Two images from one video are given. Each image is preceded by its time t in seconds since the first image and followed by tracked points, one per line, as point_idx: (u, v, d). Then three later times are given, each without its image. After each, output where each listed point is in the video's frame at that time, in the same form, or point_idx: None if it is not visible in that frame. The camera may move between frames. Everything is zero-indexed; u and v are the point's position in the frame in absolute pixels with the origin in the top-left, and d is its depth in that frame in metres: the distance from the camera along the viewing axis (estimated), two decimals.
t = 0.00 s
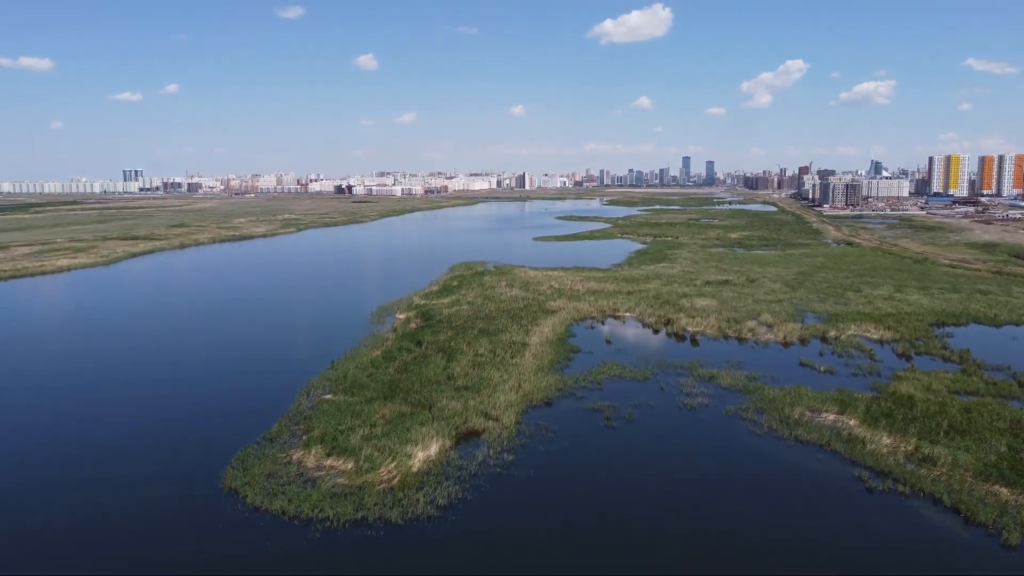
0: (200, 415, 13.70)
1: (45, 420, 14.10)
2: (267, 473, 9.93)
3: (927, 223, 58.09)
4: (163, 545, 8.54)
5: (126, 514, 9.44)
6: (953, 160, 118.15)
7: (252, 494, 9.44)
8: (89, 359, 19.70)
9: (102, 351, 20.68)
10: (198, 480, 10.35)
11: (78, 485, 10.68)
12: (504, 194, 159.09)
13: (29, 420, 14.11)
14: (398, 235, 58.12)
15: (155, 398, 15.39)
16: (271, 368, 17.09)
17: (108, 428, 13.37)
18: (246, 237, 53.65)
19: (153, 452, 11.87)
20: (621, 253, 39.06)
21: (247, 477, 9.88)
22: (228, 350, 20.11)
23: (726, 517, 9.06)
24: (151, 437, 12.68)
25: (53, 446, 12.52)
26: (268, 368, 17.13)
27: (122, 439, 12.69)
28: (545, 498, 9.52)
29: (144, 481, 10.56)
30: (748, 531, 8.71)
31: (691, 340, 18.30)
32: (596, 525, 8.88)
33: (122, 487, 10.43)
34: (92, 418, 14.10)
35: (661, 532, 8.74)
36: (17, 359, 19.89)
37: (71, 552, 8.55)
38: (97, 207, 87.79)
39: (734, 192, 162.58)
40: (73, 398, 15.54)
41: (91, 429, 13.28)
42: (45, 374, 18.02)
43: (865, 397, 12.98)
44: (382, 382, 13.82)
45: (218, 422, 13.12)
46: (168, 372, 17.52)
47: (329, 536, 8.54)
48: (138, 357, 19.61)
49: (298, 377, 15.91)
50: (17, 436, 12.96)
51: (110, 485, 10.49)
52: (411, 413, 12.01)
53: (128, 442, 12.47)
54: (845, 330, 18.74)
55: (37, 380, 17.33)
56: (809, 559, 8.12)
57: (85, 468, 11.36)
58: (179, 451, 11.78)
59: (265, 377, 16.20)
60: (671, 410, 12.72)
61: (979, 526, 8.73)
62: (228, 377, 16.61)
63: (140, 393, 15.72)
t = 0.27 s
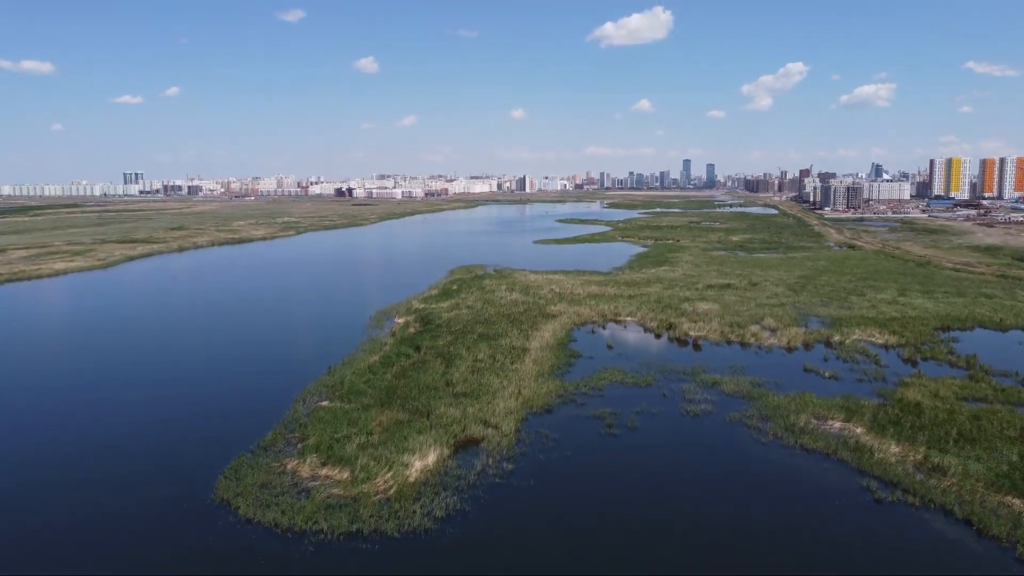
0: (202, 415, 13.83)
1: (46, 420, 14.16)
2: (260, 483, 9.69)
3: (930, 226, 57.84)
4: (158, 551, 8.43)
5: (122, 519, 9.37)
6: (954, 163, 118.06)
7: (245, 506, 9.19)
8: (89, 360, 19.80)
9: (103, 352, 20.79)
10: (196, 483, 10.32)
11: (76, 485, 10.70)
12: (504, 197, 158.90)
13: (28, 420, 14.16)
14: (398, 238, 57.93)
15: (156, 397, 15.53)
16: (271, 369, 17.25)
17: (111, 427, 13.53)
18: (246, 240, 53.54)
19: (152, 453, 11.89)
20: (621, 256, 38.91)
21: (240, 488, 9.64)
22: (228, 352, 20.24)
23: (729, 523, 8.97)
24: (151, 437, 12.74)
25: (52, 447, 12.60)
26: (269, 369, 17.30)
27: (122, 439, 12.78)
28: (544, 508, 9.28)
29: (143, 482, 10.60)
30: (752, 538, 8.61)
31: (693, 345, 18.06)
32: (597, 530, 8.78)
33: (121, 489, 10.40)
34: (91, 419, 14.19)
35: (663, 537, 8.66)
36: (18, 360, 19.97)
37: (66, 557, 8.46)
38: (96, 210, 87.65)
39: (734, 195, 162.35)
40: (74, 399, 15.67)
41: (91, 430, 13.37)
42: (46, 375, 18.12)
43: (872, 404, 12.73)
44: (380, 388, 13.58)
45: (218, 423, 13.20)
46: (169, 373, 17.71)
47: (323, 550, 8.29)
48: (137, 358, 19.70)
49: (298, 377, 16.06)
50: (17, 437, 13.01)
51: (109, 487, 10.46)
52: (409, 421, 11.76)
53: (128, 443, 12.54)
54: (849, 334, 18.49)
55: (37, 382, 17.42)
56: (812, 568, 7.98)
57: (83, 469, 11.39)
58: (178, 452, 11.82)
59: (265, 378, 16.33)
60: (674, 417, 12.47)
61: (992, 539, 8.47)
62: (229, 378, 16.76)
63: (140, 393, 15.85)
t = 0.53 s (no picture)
0: (203, 417, 13.81)
1: (46, 421, 14.11)
2: (252, 495, 9.43)
3: (931, 229, 57.61)
4: (159, 551, 8.42)
5: (122, 518, 9.35)
6: (955, 166, 117.95)
7: (237, 518, 8.93)
8: (90, 361, 19.77)
9: (103, 354, 20.75)
10: (196, 485, 10.29)
11: (77, 485, 10.66)
12: (504, 200, 158.73)
13: (27, 422, 14.09)
14: (398, 242, 57.74)
15: (156, 399, 15.50)
16: (272, 371, 17.24)
17: (111, 428, 13.49)
18: (246, 243, 53.39)
19: (151, 453, 11.83)
20: (622, 259, 38.74)
21: (232, 499, 9.39)
22: (228, 354, 20.22)
23: (729, 522, 9.03)
24: (152, 438, 12.67)
25: (53, 447, 12.55)
26: (270, 371, 17.29)
27: (123, 440, 12.73)
28: (545, 520, 9.03)
29: (144, 482, 10.54)
30: (754, 540, 8.64)
31: (696, 350, 17.82)
32: (598, 529, 8.83)
33: (122, 489, 10.36)
34: (91, 420, 14.14)
35: (664, 538, 8.69)
36: (18, 361, 19.92)
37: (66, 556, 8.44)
38: (95, 213, 87.33)
39: (735, 198, 162.11)
40: (73, 401, 15.63)
41: (92, 431, 13.33)
42: (46, 377, 18.08)
43: (879, 411, 12.47)
44: (377, 395, 13.33)
45: (218, 424, 13.17)
46: (169, 375, 17.69)
47: (316, 565, 8.03)
48: (137, 360, 19.66)
49: (299, 379, 16.05)
50: (16, 439, 12.97)
51: (108, 487, 10.42)
52: (406, 430, 11.50)
53: (128, 443, 12.50)
54: (854, 339, 18.24)
55: (37, 384, 17.35)
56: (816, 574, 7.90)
57: (84, 469, 11.35)
58: (178, 452, 11.77)
59: (266, 380, 16.32)
60: (676, 425, 12.21)
61: (1007, 553, 8.21)
62: (229, 381, 16.74)
63: (140, 395, 15.82)
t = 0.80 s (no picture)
0: (204, 417, 14.09)
1: (50, 424, 14.18)
2: (245, 507, 9.17)
3: (935, 233, 57.28)
4: (158, 551, 8.47)
5: (122, 519, 9.45)
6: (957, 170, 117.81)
7: (228, 531, 8.68)
8: (92, 363, 20.05)
9: (103, 355, 21.04)
10: (195, 485, 10.45)
11: (78, 484, 10.91)
12: (505, 204, 158.56)
13: (29, 423, 14.33)
14: (398, 245, 57.66)
15: (157, 400, 15.79)
16: (271, 372, 17.52)
17: (113, 428, 13.78)
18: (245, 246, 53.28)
19: (155, 455, 12.01)
20: (623, 263, 38.58)
21: (223, 511, 9.13)
22: (229, 355, 20.26)
23: (728, 523, 9.05)
24: (155, 441, 12.77)
25: (55, 448, 12.82)
26: (270, 372, 17.58)
27: (123, 440, 13.01)
28: (545, 531, 8.80)
29: (144, 482, 10.78)
30: (756, 540, 8.65)
31: (698, 356, 17.56)
32: (598, 530, 8.82)
33: (122, 488, 10.57)
34: (93, 420, 14.44)
35: (663, 538, 8.72)
36: (20, 362, 20.02)
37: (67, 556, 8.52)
38: (95, 218, 87.23)
39: (735, 202, 161.90)
40: (75, 403, 15.91)
41: (94, 431, 13.62)
42: (49, 377, 18.39)
43: (886, 420, 12.21)
44: (374, 403, 13.08)
45: (219, 428, 13.21)
46: (170, 375, 18.01)
47: None
48: (137, 362, 19.93)
49: (299, 380, 16.33)
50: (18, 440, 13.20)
51: (109, 487, 10.61)
52: (403, 439, 11.25)
53: (129, 444, 12.76)
54: (859, 345, 17.99)
55: (40, 386, 17.64)
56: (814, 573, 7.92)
57: (86, 468, 11.62)
58: (179, 452, 12.06)
59: (265, 381, 16.58)
60: (680, 434, 11.94)
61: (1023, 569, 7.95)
62: (229, 381, 17.05)
63: (141, 395, 16.12)
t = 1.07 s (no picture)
0: (205, 418, 14.30)
1: (54, 426, 14.27)
2: (237, 520, 8.92)
3: (937, 237, 57.00)
4: (158, 551, 8.51)
5: (122, 519, 9.55)
6: (958, 173, 117.42)
7: (218, 545, 8.42)
8: (93, 364, 20.25)
9: (106, 357, 21.19)
10: (194, 484, 10.60)
11: (80, 483, 11.10)
12: (505, 207, 158.34)
13: (31, 423, 14.50)
14: (397, 249, 57.48)
15: (159, 400, 16.00)
16: (272, 374, 17.71)
17: (114, 429, 14.00)
18: (244, 250, 53.05)
19: (157, 458, 12.07)
20: (624, 267, 38.38)
21: (214, 524, 8.87)
22: (230, 358, 20.29)
23: (728, 523, 9.10)
24: (159, 444, 12.84)
25: (57, 447, 13.01)
26: (270, 374, 17.77)
27: (125, 440, 13.23)
28: (544, 544, 8.57)
29: (145, 481, 10.96)
30: (756, 546, 8.55)
31: (700, 362, 17.33)
32: (598, 530, 8.90)
33: (122, 487, 10.74)
34: (95, 420, 14.65)
35: (664, 538, 8.78)
36: (21, 365, 20.13)
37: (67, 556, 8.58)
38: (94, 221, 86.97)
39: (736, 205, 161.66)
40: (77, 403, 16.12)
41: (96, 431, 13.84)
42: (51, 378, 18.61)
43: (894, 428, 11.95)
44: (372, 410, 12.84)
45: (219, 432, 13.20)
46: (172, 377, 18.25)
47: None
48: (138, 363, 20.14)
49: (300, 385, 16.31)
50: (21, 439, 13.40)
51: (109, 487, 10.76)
52: (400, 448, 10.99)
53: (130, 444, 12.96)
54: (863, 350, 17.75)
55: (43, 386, 17.87)
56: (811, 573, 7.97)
57: (88, 467, 11.82)
58: (179, 451, 12.28)
59: (266, 384, 16.77)
60: (683, 443, 11.68)
61: None
62: (230, 384, 17.13)
63: (143, 397, 16.36)
